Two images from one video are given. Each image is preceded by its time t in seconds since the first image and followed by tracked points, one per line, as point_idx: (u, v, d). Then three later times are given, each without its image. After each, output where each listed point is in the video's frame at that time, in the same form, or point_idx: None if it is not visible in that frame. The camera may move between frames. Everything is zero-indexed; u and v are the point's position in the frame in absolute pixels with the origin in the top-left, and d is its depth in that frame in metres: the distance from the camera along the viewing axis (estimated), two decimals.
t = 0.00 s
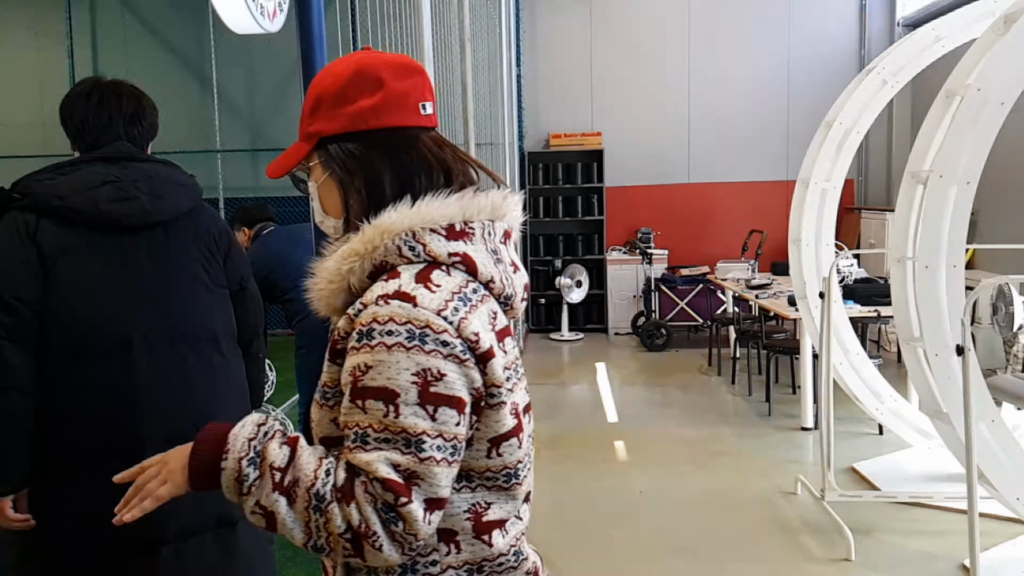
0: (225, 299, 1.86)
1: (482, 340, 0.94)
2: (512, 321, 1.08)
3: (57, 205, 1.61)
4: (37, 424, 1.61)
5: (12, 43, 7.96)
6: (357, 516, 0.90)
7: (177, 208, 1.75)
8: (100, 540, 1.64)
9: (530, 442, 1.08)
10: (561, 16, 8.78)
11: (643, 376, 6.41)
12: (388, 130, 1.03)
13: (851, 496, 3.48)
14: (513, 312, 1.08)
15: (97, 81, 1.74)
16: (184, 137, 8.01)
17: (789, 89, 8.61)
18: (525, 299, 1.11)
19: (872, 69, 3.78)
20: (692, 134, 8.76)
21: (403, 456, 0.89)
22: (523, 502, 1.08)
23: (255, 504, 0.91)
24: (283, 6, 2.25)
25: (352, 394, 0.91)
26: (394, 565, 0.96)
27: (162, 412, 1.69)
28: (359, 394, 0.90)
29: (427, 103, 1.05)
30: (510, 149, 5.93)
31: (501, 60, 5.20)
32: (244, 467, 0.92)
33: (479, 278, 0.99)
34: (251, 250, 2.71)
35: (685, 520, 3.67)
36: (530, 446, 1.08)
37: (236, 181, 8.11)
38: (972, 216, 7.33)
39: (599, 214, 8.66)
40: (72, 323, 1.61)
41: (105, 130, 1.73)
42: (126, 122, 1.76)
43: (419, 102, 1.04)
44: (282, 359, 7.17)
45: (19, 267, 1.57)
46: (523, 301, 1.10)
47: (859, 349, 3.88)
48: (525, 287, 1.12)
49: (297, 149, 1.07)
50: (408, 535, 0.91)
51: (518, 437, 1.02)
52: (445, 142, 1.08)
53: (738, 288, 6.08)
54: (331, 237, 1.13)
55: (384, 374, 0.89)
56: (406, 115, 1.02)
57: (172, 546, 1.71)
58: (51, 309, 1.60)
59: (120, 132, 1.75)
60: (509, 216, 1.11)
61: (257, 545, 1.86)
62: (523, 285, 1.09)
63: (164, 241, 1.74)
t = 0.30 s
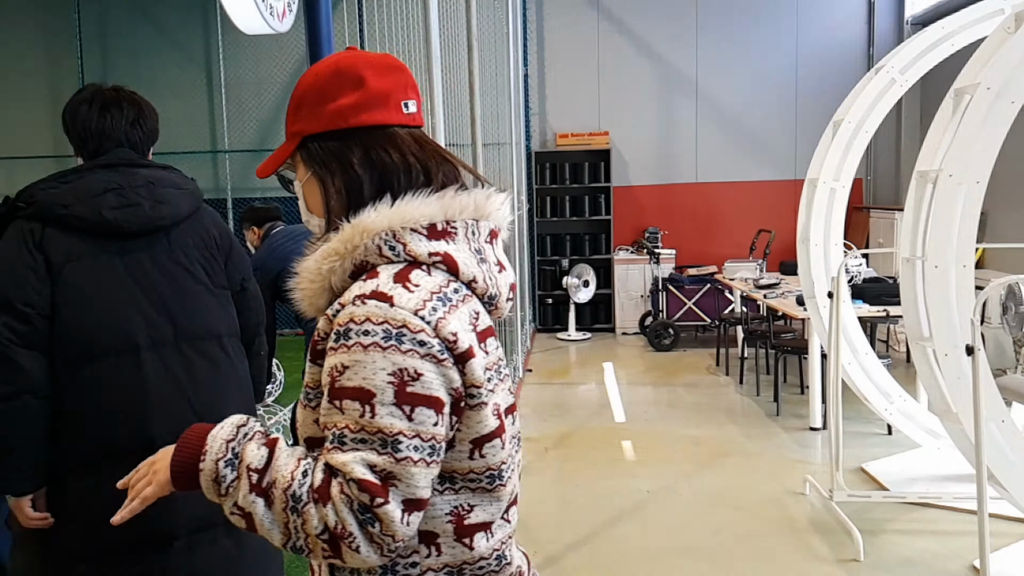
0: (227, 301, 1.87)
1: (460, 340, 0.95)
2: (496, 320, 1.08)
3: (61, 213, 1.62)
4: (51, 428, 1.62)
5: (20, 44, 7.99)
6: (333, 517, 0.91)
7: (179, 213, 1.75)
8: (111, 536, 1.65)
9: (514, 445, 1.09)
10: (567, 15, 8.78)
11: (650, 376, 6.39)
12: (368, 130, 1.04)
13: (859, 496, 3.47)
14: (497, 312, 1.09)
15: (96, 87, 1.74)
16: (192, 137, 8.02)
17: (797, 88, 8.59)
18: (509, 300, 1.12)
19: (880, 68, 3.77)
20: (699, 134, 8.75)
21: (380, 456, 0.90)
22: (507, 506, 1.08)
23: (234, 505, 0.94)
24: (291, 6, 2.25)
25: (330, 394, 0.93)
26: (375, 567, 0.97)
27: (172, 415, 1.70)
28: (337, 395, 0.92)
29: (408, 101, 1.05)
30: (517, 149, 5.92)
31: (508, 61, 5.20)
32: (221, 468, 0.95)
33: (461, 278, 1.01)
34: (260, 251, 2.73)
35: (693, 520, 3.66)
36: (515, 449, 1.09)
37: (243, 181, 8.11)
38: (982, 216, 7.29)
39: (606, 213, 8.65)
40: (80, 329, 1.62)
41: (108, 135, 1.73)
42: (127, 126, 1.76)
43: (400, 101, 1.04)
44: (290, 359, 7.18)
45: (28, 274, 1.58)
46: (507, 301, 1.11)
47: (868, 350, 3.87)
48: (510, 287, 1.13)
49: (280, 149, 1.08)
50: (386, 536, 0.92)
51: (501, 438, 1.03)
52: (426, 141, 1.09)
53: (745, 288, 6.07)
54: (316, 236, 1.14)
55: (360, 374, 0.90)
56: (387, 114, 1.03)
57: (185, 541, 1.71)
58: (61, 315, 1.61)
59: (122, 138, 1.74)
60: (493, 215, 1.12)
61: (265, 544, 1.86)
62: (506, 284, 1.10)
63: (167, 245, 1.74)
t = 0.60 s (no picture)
0: (228, 301, 1.89)
1: (439, 340, 0.96)
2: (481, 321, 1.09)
3: (62, 220, 1.63)
4: (61, 431, 1.65)
5: (28, 45, 8.02)
6: (312, 518, 0.91)
7: (178, 217, 1.78)
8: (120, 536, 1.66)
9: (497, 446, 1.09)
10: (573, 15, 8.77)
11: (656, 376, 6.39)
12: (349, 129, 1.04)
13: (867, 497, 3.45)
14: (483, 312, 1.10)
15: (95, 93, 1.75)
16: (198, 138, 8.03)
17: (804, 87, 8.57)
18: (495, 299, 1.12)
19: (887, 67, 3.76)
20: (705, 134, 8.74)
21: (358, 456, 0.90)
22: (489, 510, 1.08)
23: (214, 506, 0.95)
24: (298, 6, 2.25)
25: (309, 395, 0.93)
26: (355, 569, 0.97)
27: (177, 414, 1.72)
28: (316, 396, 0.92)
29: (392, 99, 1.06)
30: (523, 149, 5.92)
31: (514, 60, 5.20)
32: (201, 470, 0.97)
33: (443, 277, 1.02)
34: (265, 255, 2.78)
35: (699, 520, 3.66)
36: (498, 451, 1.09)
37: (250, 181, 8.11)
38: (990, 215, 7.27)
39: (612, 213, 8.63)
40: (85, 334, 1.64)
41: (107, 142, 1.73)
42: (126, 133, 1.76)
43: (382, 99, 1.05)
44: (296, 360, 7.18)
45: (32, 280, 1.60)
46: (493, 301, 1.11)
47: (875, 349, 3.86)
48: (496, 286, 1.13)
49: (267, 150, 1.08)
50: (365, 537, 0.92)
51: (483, 439, 1.03)
52: (409, 139, 1.09)
53: (751, 288, 6.05)
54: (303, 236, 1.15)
55: (338, 375, 0.91)
56: (369, 112, 1.03)
57: (194, 535, 1.72)
58: (66, 320, 1.63)
59: (122, 143, 1.75)
60: (478, 214, 1.12)
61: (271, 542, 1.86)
62: (491, 284, 1.10)
63: (167, 249, 1.77)
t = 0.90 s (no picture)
0: (226, 300, 1.91)
1: (421, 338, 0.95)
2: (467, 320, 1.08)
3: (62, 224, 1.63)
4: (67, 432, 1.66)
5: (37, 46, 8.05)
6: (294, 516, 0.91)
7: (176, 219, 1.78)
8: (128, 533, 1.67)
9: (481, 447, 1.08)
10: (580, 15, 8.77)
11: (662, 376, 6.38)
12: (333, 129, 1.04)
13: (874, 498, 3.43)
14: (469, 310, 1.09)
15: (94, 96, 1.75)
16: (205, 137, 8.04)
17: (810, 86, 8.55)
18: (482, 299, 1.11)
19: (895, 66, 3.74)
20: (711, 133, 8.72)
21: (339, 454, 0.89)
22: (471, 511, 1.07)
23: (198, 506, 0.96)
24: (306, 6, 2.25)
25: (293, 395, 0.92)
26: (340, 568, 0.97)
27: (180, 414, 1.74)
28: (299, 395, 0.91)
29: (379, 98, 1.06)
30: (529, 149, 5.92)
31: (520, 60, 5.20)
32: (184, 470, 0.97)
33: (427, 277, 1.01)
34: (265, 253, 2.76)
35: (706, 520, 3.65)
36: (482, 451, 1.08)
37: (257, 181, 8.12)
38: (998, 215, 7.24)
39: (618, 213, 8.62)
40: (88, 337, 1.65)
41: (107, 145, 1.74)
42: (126, 135, 1.77)
43: (368, 98, 1.04)
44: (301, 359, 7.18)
45: (35, 283, 1.61)
46: (480, 301, 1.11)
47: (883, 349, 3.84)
48: (484, 285, 1.12)
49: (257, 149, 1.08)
50: (347, 536, 0.91)
51: (466, 439, 1.02)
52: (395, 137, 1.08)
53: (758, 288, 6.04)
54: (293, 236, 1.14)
55: (320, 373, 0.90)
56: (356, 111, 1.03)
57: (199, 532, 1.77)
58: (69, 322, 1.64)
59: (121, 146, 1.76)
60: (466, 213, 1.11)
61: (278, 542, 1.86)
62: (478, 284, 1.09)
63: (166, 251, 1.77)
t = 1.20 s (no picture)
0: (229, 298, 1.92)
1: (392, 336, 0.94)
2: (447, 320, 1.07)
3: (63, 229, 1.69)
4: (77, 427, 1.73)
5: (52, 46, 8.10)
6: (269, 514, 0.92)
7: (174, 221, 1.81)
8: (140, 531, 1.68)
9: (461, 447, 1.07)
10: (591, 14, 8.75)
11: (673, 376, 6.36)
12: (313, 128, 1.04)
13: (886, 499, 3.41)
14: (450, 311, 1.08)
15: (97, 99, 1.77)
16: (219, 137, 8.06)
17: (823, 85, 8.50)
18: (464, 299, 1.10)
19: (909, 65, 3.71)
20: (723, 132, 8.69)
21: (313, 451, 0.89)
22: (447, 513, 1.06)
23: (181, 505, 0.99)
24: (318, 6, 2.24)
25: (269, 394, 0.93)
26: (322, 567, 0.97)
27: (183, 410, 1.79)
28: (275, 394, 0.92)
29: (360, 95, 1.05)
30: (540, 148, 5.91)
31: (531, 60, 5.20)
32: (167, 470, 1.01)
33: (403, 277, 1.00)
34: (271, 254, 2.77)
35: (717, 521, 3.64)
36: (463, 452, 1.07)
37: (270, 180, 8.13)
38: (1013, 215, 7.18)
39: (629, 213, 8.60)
40: (93, 337, 1.72)
41: (109, 148, 1.77)
42: (127, 137, 1.79)
43: (348, 96, 1.04)
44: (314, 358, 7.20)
45: (41, 286, 1.69)
46: (461, 301, 1.10)
47: (896, 349, 3.82)
48: (467, 285, 1.11)
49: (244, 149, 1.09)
50: (324, 533, 0.91)
51: (440, 441, 1.01)
52: (377, 136, 1.07)
53: (770, 288, 6.01)
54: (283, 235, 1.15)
55: (293, 371, 0.90)
56: (335, 109, 1.03)
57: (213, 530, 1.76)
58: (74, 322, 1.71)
59: (123, 149, 1.79)
60: (450, 213, 1.09)
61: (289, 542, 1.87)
62: (460, 283, 1.08)
63: (165, 252, 1.81)
